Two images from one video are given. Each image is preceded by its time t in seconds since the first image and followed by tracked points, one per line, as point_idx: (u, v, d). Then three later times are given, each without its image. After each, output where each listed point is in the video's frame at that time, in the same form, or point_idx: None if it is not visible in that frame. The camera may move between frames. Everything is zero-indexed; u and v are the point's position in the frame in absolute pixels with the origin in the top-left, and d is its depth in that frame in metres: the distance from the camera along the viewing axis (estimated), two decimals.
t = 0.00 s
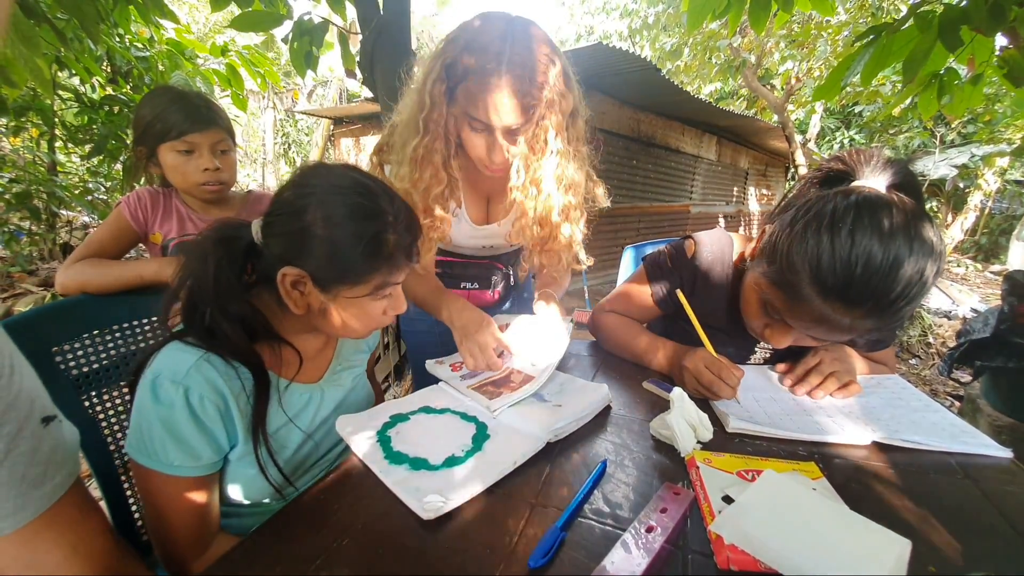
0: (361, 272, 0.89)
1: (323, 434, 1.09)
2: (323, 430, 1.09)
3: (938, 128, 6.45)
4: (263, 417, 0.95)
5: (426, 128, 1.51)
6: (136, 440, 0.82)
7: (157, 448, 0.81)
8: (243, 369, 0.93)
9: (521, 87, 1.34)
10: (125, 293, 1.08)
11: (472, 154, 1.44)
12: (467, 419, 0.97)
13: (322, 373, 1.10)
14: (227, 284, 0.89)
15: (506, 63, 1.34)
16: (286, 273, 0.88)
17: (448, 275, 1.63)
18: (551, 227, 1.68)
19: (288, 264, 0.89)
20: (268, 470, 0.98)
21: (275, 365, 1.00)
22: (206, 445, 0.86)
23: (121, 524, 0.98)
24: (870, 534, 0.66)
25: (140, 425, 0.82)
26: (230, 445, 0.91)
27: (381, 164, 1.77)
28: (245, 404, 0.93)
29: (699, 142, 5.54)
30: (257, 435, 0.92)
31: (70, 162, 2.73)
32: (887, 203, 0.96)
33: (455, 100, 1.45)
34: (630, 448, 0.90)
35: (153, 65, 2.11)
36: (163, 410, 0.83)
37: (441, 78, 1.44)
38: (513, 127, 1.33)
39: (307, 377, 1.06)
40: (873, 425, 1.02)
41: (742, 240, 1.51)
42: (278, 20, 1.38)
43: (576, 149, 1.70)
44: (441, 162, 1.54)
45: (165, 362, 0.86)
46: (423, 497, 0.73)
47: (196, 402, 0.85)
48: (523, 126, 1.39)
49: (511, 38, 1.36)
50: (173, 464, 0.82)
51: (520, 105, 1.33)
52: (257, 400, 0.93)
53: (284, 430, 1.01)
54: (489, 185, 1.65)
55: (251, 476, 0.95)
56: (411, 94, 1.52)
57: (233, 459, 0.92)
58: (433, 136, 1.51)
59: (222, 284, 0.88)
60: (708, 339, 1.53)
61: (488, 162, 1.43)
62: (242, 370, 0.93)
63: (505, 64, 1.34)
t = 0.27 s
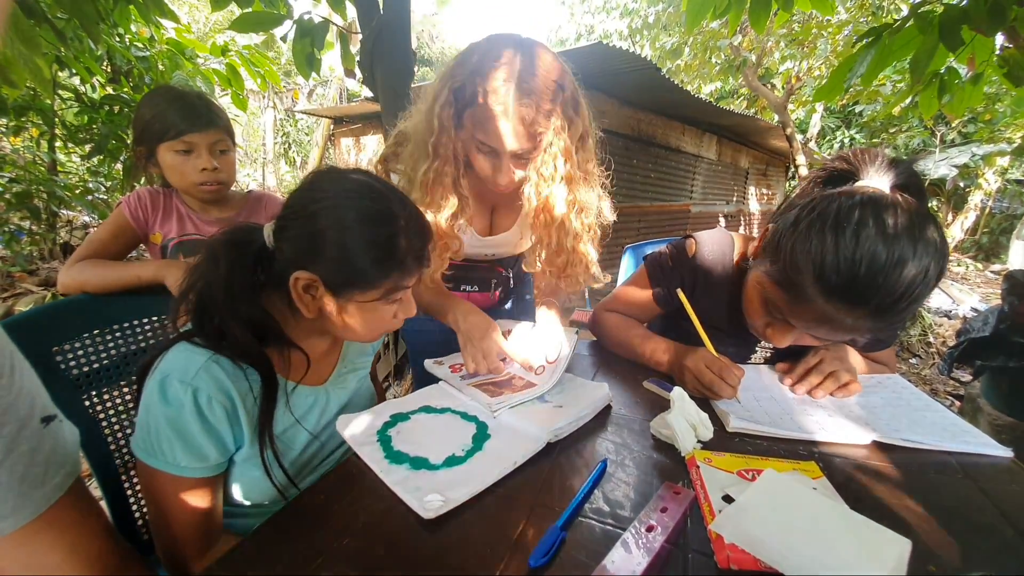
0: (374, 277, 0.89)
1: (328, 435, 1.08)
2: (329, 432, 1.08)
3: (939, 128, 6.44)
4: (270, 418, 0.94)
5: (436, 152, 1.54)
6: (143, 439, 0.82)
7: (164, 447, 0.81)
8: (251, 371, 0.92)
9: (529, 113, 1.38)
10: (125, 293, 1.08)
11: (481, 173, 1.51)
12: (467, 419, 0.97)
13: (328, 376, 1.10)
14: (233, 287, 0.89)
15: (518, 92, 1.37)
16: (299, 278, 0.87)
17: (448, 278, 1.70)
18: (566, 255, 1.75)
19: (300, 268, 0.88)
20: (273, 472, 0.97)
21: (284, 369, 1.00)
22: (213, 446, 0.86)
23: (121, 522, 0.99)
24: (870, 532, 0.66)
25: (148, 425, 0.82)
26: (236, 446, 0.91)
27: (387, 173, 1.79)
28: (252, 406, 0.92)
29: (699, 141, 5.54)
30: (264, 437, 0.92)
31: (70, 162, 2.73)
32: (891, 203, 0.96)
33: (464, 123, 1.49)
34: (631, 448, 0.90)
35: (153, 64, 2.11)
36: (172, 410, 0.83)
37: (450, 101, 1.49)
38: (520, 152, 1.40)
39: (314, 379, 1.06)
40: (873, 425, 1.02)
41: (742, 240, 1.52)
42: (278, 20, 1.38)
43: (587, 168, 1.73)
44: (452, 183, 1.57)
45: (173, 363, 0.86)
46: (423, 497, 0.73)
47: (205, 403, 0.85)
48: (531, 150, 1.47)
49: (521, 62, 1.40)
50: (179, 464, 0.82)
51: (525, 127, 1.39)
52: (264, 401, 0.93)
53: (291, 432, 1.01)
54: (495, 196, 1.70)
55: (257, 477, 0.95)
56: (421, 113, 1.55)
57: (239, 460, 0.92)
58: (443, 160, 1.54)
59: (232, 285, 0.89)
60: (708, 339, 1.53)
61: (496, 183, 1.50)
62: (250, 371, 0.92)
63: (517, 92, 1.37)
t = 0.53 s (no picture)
0: (385, 283, 0.89)
1: (333, 437, 1.08)
2: (333, 434, 1.08)
3: (941, 127, 6.43)
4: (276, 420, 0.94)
5: (449, 160, 1.55)
6: (151, 439, 0.82)
7: (171, 448, 0.82)
8: (258, 373, 0.92)
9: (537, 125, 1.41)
10: (126, 293, 1.08)
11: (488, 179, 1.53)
12: (468, 419, 0.97)
13: (333, 379, 1.10)
14: (236, 287, 0.89)
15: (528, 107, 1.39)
16: (310, 283, 0.88)
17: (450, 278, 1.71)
18: (572, 262, 1.74)
19: (311, 273, 0.88)
20: (279, 474, 0.97)
21: (292, 371, 1.00)
22: (220, 447, 0.86)
23: (123, 520, 0.99)
24: (872, 532, 0.66)
25: (156, 424, 0.82)
26: (243, 447, 0.91)
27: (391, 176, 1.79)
28: (258, 407, 0.92)
29: (701, 140, 5.53)
30: (270, 439, 0.92)
31: (72, 162, 2.73)
32: (898, 206, 0.95)
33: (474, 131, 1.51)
34: (633, 448, 0.90)
35: (154, 64, 2.11)
36: (179, 411, 0.83)
37: (461, 109, 1.50)
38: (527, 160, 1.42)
39: (320, 382, 1.07)
40: (875, 425, 1.02)
41: (743, 240, 1.52)
42: (279, 20, 1.38)
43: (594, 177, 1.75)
44: (463, 190, 1.57)
45: (182, 363, 0.86)
46: (425, 497, 0.73)
47: (213, 405, 0.85)
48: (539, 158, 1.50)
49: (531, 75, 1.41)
50: (185, 465, 0.82)
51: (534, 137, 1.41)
52: (271, 403, 0.93)
53: (296, 433, 1.01)
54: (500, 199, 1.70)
55: (262, 479, 0.95)
56: (433, 118, 1.56)
57: (244, 462, 0.92)
58: (455, 168, 1.55)
59: (242, 287, 0.89)
60: (710, 338, 1.53)
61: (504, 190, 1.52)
62: (257, 373, 0.92)
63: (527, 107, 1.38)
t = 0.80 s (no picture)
0: (393, 288, 0.89)
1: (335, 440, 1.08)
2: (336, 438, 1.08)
3: (940, 127, 6.43)
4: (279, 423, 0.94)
5: (452, 166, 1.54)
6: (154, 441, 0.82)
7: (175, 450, 0.82)
8: (262, 375, 0.93)
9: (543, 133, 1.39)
10: (125, 293, 1.08)
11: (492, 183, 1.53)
12: (468, 419, 0.97)
13: (336, 382, 1.10)
14: (236, 287, 0.89)
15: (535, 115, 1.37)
16: (319, 287, 0.87)
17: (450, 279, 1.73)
18: (575, 270, 1.76)
19: (320, 278, 0.88)
20: (281, 477, 0.97)
21: (296, 373, 1.00)
22: (224, 450, 0.86)
23: (122, 521, 0.99)
24: (871, 532, 0.66)
25: (160, 426, 0.82)
26: (246, 450, 0.91)
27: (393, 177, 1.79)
28: (262, 410, 0.93)
29: (700, 141, 5.54)
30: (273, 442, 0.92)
31: (71, 162, 2.73)
32: (899, 207, 0.95)
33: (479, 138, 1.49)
34: (632, 448, 0.90)
35: (154, 65, 2.11)
36: (184, 413, 0.83)
37: (466, 115, 1.49)
38: (531, 166, 1.41)
39: (324, 385, 1.07)
40: (875, 425, 1.02)
41: (744, 241, 1.52)
42: (278, 20, 1.37)
43: (597, 185, 1.75)
44: (465, 196, 1.57)
45: (187, 365, 0.86)
46: (425, 497, 0.73)
47: (217, 406, 0.85)
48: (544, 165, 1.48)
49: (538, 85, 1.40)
50: (189, 468, 0.82)
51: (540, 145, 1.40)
52: (275, 406, 0.93)
53: (299, 436, 1.01)
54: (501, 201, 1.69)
55: (264, 482, 0.95)
56: (436, 122, 1.55)
57: (247, 464, 0.92)
58: (458, 174, 1.54)
59: (249, 289, 0.89)
60: (709, 339, 1.53)
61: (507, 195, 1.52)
62: (261, 375, 0.93)
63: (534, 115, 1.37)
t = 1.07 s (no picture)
0: (397, 291, 0.89)
1: (337, 441, 1.08)
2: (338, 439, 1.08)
3: (940, 127, 6.43)
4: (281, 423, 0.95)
5: (454, 170, 1.54)
6: (157, 440, 0.82)
7: (178, 449, 0.82)
8: (266, 376, 0.93)
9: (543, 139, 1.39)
10: (124, 293, 1.08)
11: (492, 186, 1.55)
12: (468, 418, 0.97)
13: (338, 382, 1.10)
14: (237, 286, 0.89)
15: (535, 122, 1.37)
16: (324, 289, 0.87)
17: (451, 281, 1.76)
18: (577, 274, 1.76)
19: (325, 280, 0.88)
20: (283, 477, 0.97)
21: (298, 373, 1.00)
22: (227, 450, 0.86)
23: (122, 522, 0.99)
24: (870, 531, 0.66)
25: (163, 425, 0.82)
26: (249, 450, 0.91)
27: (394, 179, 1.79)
28: (265, 410, 0.93)
29: (700, 141, 5.54)
30: (275, 442, 0.92)
31: (71, 162, 2.73)
32: (900, 208, 0.95)
33: (480, 143, 1.50)
34: (631, 447, 0.90)
35: (153, 64, 2.11)
36: (188, 413, 0.83)
37: (468, 119, 1.49)
38: (530, 170, 1.41)
39: (327, 386, 1.07)
40: (874, 424, 1.02)
41: (744, 241, 1.52)
42: (278, 20, 1.37)
43: (598, 189, 1.74)
44: (468, 201, 1.57)
45: (191, 365, 0.87)
46: (424, 497, 0.73)
47: (220, 407, 0.85)
48: (545, 171, 1.48)
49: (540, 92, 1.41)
50: (191, 468, 0.82)
51: (540, 150, 1.40)
52: (278, 407, 0.93)
53: (301, 436, 1.01)
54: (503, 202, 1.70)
55: (266, 483, 0.95)
56: (438, 121, 1.55)
57: (249, 464, 0.92)
58: (459, 174, 1.55)
59: (250, 288, 0.89)
60: (709, 339, 1.53)
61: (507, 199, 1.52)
62: (265, 376, 0.93)
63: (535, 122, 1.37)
